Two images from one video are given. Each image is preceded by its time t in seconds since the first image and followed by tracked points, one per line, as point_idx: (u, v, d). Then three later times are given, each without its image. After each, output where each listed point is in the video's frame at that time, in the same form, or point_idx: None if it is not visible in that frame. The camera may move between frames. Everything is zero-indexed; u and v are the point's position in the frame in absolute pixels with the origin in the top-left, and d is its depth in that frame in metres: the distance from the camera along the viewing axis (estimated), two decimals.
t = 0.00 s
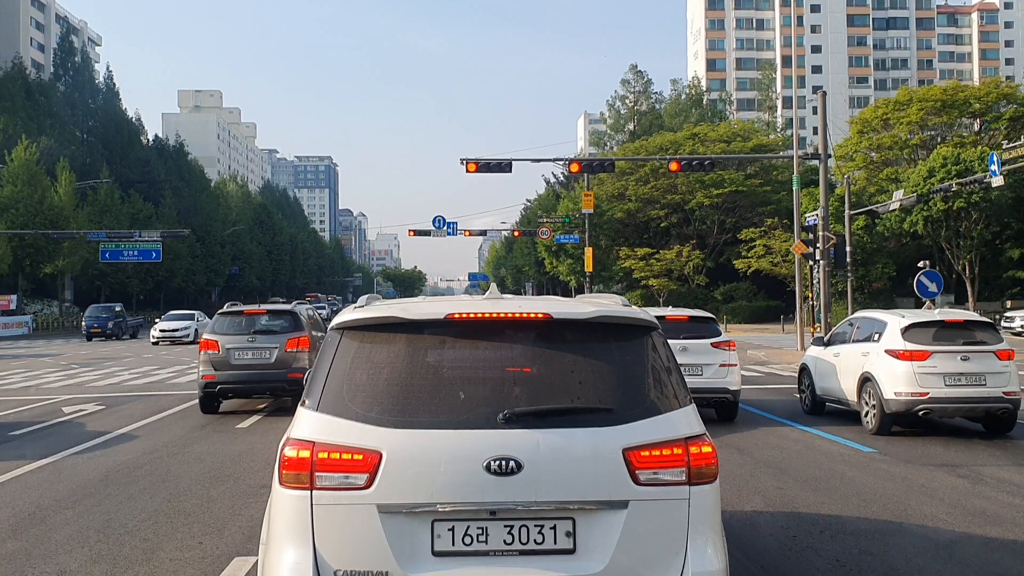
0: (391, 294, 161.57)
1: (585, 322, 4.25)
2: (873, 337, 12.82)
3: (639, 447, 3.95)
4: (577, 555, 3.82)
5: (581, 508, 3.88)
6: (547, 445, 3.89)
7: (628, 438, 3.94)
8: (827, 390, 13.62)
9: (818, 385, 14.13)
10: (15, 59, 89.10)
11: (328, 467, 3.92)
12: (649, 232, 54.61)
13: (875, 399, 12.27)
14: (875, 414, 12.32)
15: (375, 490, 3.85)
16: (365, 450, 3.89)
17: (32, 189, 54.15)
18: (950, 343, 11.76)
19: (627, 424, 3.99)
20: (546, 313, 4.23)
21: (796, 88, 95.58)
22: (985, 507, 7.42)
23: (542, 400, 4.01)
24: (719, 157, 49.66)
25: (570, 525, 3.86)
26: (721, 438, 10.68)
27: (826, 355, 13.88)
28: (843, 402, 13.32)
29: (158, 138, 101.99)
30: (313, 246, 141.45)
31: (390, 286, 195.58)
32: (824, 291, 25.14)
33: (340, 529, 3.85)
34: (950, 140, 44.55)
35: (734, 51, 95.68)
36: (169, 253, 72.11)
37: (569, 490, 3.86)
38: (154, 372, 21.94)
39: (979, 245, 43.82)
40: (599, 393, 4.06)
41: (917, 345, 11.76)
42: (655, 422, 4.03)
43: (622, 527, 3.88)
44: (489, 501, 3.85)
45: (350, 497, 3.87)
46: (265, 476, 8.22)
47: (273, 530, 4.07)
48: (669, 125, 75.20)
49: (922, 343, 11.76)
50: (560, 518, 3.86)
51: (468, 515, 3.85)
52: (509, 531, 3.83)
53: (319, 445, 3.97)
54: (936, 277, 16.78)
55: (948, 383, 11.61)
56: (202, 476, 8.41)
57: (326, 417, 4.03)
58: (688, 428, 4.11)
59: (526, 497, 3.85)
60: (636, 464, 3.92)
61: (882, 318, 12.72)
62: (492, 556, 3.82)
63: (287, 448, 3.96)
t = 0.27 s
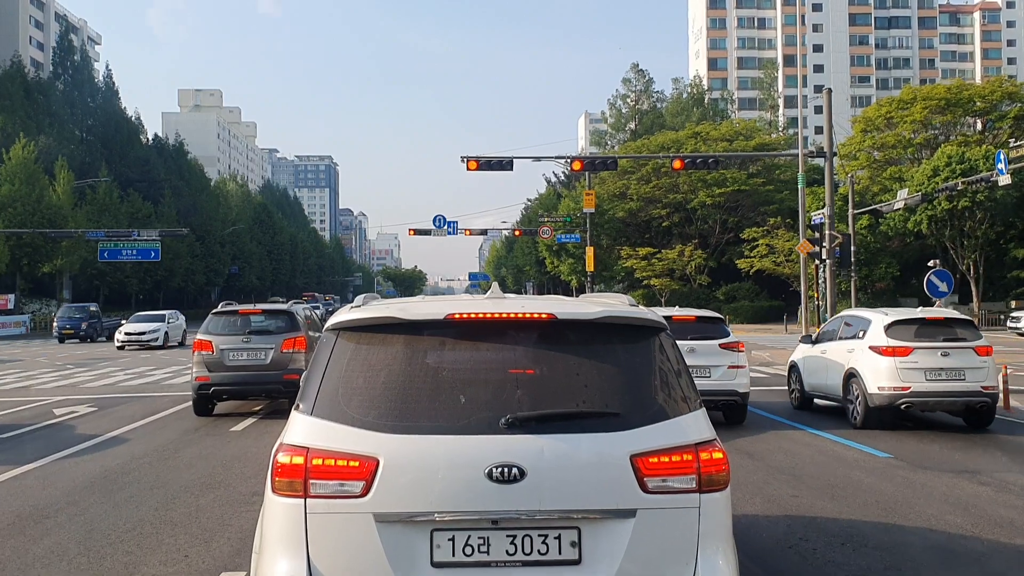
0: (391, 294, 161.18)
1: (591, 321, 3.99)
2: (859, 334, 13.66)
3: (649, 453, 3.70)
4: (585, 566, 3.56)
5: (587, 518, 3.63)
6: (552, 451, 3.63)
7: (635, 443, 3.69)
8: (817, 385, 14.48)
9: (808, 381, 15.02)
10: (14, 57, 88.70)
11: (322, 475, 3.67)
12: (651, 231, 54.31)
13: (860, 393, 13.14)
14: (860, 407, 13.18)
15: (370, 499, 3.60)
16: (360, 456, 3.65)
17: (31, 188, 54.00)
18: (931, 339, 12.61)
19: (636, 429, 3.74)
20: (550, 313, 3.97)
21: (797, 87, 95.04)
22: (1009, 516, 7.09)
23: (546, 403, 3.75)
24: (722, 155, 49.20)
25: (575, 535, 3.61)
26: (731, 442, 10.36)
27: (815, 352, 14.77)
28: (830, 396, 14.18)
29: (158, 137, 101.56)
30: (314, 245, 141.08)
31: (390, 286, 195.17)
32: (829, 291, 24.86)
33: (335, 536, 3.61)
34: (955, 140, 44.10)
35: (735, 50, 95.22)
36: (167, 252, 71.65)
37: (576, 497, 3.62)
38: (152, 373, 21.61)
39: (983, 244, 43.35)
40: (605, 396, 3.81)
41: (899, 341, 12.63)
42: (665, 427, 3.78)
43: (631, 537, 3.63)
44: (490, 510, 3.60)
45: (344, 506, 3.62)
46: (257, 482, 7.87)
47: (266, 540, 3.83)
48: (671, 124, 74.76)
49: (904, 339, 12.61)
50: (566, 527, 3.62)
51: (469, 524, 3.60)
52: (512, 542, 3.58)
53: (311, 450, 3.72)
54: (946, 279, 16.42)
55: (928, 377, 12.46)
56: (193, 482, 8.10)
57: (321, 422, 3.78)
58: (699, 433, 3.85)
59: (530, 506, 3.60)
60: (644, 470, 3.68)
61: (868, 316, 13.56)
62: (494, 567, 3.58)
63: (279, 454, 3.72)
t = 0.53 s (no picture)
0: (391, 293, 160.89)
1: (594, 321, 3.85)
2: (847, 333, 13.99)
3: (653, 457, 3.56)
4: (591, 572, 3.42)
5: (589, 522, 3.50)
6: (553, 454, 3.50)
7: (639, 446, 3.55)
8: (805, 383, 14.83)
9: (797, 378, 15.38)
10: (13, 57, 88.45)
11: (319, 479, 3.55)
12: (652, 230, 54.00)
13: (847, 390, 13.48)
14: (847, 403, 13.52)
15: (368, 503, 3.47)
16: (359, 459, 3.51)
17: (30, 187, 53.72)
18: (916, 339, 12.96)
19: (639, 432, 3.60)
20: (552, 313, 3.82)
21: (799, 86, 94.70)
22: None
23: (548, 405, 3.61)
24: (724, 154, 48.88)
25: (578, 540, 3.48)
26: (737, 445, 10.15)
27: (804, 351, 15.12)
28: (819, 393, 14.52)
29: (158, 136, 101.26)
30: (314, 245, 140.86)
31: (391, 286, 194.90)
32: (834, 290, 24.62)
33: (333, 540, 3.48)
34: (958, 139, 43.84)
35: (736, 49, 94.94)
36: (167, 252, 71.36)
37: (579, 503, 3.48)
38: (150, 373, 21.38)
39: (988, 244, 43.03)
40: (610, 397, 3.67)
41: (885, 340, 12.97)
42: (670, 430, 3.64)
43: (636, 542, 3.49)
44: (490, 515, 3.46)
45: (343, 510, 3.49)
46: (251, 488, 7.63)
47: (262, 545, 3.70)
48: (672, 122, 74.47)
49: (890, 338, 12.95)
50: (569, 532, 3.48)
51: (468, 529, 3.46)
52: (513, 547, 3.45)
53: (309, 454, 3.59)
54: (954, 277, 16.16)
55: (913, 375, 12.80)
56: (186, 486, 7.89)
57: (317, 424, 3.65)
58: (705, 435, 3.71)
59: (532, 511, 3.46)
60: (649, 475, 3.55)
61: (855, 316, 13.92)
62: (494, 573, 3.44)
63: (275, 457, 3.59)
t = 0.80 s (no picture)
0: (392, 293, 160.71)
1: (595, 320, 3.69)
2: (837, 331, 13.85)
3: (655, 457, 3.40)
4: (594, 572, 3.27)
5: (590, 524, 3.34)
6: (555, 455, 3.34)
7: (640, 447, 3.39)
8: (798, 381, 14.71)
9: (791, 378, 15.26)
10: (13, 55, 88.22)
11: (318, 480, 3.38)
12: (654, 230, 53.79)
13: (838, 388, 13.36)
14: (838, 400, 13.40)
15: (366, 505, 3.32)
16: (357, 460, 3.35)
17: (30, 186, 53.58)
18: (905, 337, 12.82)
19: (642, 432, 3.44)
20: (552, 312, 3.65)
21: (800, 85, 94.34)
22: None
23: (548, 406, 3.45)
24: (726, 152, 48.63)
25: (579, 541, 3.32)
26: (745, 448, 9.94)
27: (797, 351, 14.99)
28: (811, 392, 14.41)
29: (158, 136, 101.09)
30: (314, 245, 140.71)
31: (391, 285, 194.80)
32: (837, 289, 24.43)
33: (331, 541, 3.33)
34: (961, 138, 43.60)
35: (737, 48, 94.65)
36: (167, 251, 71.19)
37: (581, 502, 3.33)
38: (149, 374, 21.16)
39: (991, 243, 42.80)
40: (610, 397, 3.51)
41: (874, 338, 12.85)
42: (674, 430, 3.48)
43: (638, 543, 3.33)
44: (490, 516, 3.30)
45: (340, 512, 3.33)
46: (246, 492, 7.43)
47: (260, 548, 3.54)
48: (673, 121, 74.16)
49: (879, 337, 12.84)
50: (570, 533, 3.33)
51: (467, 531, 3.31)
52: (515, 550, 3.30)
53: (306, 455, 3.42)
54: (963, 278, 15.97)
55: (902, 372, 12.68)
56: (180, 491, 7.69)
57: (317, 424, 3.48)
58: (706, 436, 3.55)
59: (533, 512, 3.31)
60: (650, 475, 3.38)
61: (845, 314, 13.79)
62: None
63: (272, 457, 3.43)
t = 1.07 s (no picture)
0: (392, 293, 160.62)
1: (597, 323, 3.53)
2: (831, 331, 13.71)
3: (657, 461, 3.25)
4: None
5: (592, 528, 3.20)
6: (557, 460, 3.20)
7: (643, 450, 3.25)
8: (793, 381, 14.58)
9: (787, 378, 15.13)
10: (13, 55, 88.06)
11: (318, 484, 3.24)
12: (656, 230, 53.64)
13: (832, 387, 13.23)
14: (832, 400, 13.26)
15: (366, 510, 3.17)
16: (358, 463, 3.20)
17: (31, 187, 53.45)
18: (898, 337, 12.67)
19: (645, 436, 3.30)
20: (554, 316, 3.48)
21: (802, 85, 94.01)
22: None
23: (550, 409, 3.30)
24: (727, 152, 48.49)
25: (581, 546, 3.18)
26: (751, 451, 9.78)
27: (792, 351, 14.84)
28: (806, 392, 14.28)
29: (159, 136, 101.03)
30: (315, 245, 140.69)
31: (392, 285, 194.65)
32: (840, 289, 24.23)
33: (330, 546, 3.18)
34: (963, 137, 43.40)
35: (739, 48, 94.44)
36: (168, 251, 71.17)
37: (584, 506, 3.18)
38: (148, 375, 20.98)
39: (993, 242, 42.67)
40: (611, 400, 3.37)
41: (868, 339, 12.70)
42: (677, 434, 3.34)
43: (641, 547, 3.19)
44: (491, 521, 3.16)
45: (339, 515, 3.18)
46: (243, 499, 7.28)
47: (257, 554, 3.39)
48: (674, 121, 73.98)
49: (873, 337, 12.69)
50: (571, 538, 3.18)
51: (469, 535, 3.16)
52: (515, 554, 3.15)
53: (307, 458, 3.27)
54: (968, 278, 15.78)
55: (895, 372, 12.54)
56: (175, 496, 7.53)
57: (317, 427, 3.33)
58: (709, 438, 3.41)
59: (535, 516, 3.16)
60: (652, 478, 3.24)
61: (839, 314, 13.62)
62: None
63: (272, 461, 3.28)
